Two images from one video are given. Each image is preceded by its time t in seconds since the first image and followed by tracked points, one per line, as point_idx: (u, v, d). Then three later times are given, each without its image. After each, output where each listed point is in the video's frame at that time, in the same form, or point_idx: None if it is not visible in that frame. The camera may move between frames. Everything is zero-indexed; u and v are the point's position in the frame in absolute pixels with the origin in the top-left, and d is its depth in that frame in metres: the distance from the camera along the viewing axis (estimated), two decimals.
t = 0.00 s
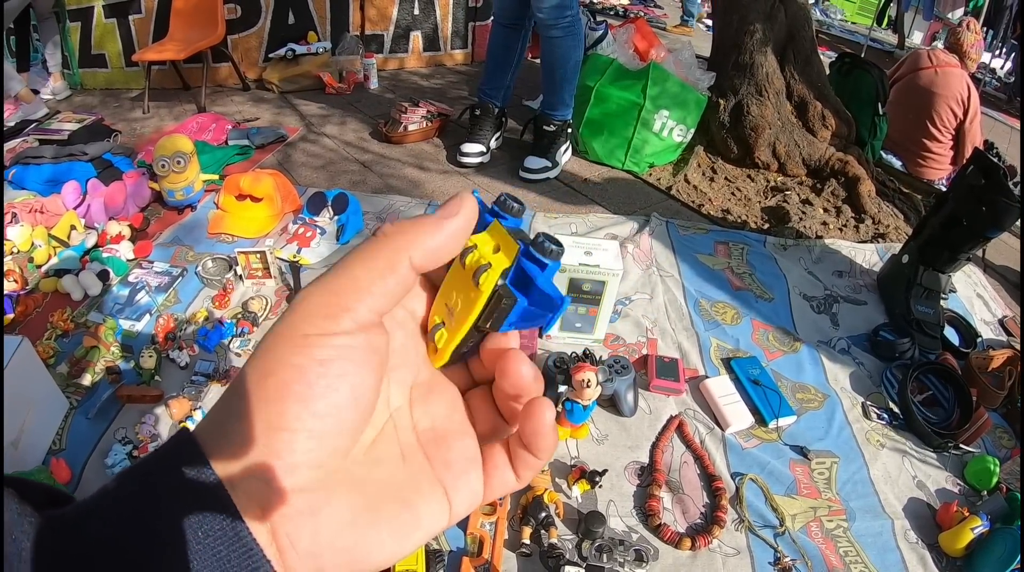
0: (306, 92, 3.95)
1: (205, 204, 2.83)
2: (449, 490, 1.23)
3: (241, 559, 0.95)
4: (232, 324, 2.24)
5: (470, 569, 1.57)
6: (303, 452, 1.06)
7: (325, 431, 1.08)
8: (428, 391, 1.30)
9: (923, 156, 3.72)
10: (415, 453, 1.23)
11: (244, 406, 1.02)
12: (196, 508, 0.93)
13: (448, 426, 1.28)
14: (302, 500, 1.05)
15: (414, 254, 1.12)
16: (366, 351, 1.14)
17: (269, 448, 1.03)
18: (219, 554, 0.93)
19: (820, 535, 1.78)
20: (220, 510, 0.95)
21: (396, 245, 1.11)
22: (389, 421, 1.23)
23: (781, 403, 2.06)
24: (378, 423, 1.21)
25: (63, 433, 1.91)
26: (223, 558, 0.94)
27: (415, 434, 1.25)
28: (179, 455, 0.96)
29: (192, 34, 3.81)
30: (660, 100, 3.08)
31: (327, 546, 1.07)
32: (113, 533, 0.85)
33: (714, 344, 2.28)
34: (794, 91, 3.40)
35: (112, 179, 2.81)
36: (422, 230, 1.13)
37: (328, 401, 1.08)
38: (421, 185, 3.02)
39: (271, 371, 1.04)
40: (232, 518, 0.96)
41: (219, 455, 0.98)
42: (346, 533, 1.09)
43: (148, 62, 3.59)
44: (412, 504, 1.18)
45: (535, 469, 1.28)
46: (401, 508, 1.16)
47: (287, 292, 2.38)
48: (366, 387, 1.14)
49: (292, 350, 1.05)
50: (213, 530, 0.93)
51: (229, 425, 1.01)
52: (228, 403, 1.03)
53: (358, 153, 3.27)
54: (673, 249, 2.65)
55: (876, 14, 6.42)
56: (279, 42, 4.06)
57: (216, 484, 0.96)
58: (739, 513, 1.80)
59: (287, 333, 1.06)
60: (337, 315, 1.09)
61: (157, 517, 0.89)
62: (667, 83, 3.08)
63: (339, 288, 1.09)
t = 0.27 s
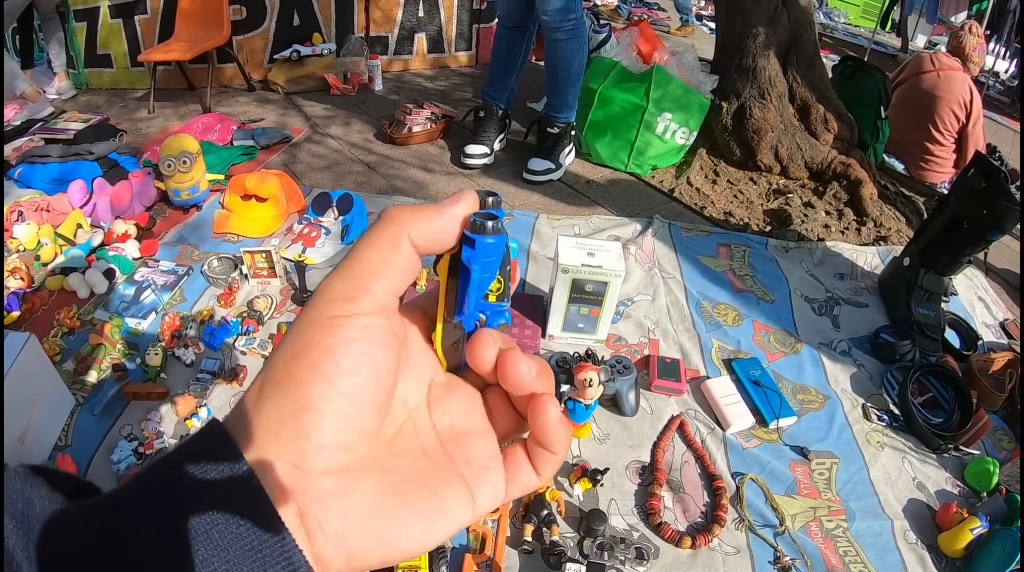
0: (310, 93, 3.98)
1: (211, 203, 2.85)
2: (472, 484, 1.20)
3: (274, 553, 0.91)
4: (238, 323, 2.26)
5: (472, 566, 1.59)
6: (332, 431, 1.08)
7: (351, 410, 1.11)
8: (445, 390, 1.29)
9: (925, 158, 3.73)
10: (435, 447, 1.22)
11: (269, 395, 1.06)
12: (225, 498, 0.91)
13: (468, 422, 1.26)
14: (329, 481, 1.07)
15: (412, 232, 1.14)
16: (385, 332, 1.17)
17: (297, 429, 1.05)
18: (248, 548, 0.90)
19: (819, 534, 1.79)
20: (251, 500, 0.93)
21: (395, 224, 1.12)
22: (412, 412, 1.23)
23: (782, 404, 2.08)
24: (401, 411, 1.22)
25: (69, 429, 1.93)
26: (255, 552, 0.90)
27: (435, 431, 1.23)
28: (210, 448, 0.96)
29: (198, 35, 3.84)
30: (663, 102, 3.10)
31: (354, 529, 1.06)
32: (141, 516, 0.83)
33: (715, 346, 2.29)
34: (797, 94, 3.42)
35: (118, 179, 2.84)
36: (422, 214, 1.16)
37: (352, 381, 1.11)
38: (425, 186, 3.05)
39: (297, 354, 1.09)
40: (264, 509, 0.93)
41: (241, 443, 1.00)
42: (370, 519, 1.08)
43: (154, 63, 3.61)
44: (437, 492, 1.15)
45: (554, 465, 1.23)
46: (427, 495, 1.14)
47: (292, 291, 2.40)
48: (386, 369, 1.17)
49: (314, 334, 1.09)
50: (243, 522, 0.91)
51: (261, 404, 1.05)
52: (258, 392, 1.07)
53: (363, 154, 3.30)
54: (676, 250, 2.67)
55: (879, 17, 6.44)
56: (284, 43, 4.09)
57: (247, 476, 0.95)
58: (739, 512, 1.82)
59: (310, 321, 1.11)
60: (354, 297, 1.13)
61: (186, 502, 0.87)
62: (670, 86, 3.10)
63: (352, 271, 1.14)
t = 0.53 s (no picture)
0: (314, 96, 4.00)
1: (214, 205, 2.87)
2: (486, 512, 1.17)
3: (283, 558, 0.89)
4: (240, 324, 2.28)
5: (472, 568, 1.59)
6: (341, 439, 1.09)
7: (362, 420, 1.12)
8: (464, 420, 1.28)
9: (927, 163, 3.74)
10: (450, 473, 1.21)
11: (283, 403, 1.09)
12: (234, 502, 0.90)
13: (486, 452, 1.25)
14: (338, 488, 1.05)
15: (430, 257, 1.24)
16: (396, 343, 1.22)
17: (307, 437, 1.06)
18: (257, 553, 0.88)
19: (818, 538, 1.80)
20: (259, 503, 0.91)
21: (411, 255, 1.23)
22: (425, 443, 1.23)
23: (782, 408, 2.08)
24: (415, 436, 1.22)
25: (72, 428, 1.94)
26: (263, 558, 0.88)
27: (451, 461, 1.23)
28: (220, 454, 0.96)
29: (203, 37, 3.85)
30: (665, 106, 3.11)
31: (362, 541, 1.02)
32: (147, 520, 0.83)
33: (716, 349, 2.30)
34: (799, 98, 3.43)
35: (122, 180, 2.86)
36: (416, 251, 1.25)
37: (360, 386, 1.13)
38: (428, 189, 3.06)
39: (310, 362, 1.13)
40: (271, 510, 0.91)
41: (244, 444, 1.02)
42: (376, 532, 1.04)
43: (158, 65, 3.63)
44: (448, 515, 1.12)
45: (571, 500, 1.20)
46: (438, 514, 1.11)
47: (295, 293, 2.41)
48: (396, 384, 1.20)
49: (327, 344, 1.15)
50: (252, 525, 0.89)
51: (272, 421, 1.08)
52: (271, 403, 1.11)
53: (366, 157, 3.31)
54: (677, 254, 2.67)
55: (883, 22, 6.45)
56: (289, 46, 4.11)
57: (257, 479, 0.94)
58: (739, 515, 1.82)
59: (324, 334, 1.17)
60: (364, 311, 1.19)
61: (194, 505, 0.86)
62: (672, 90, 3.11)
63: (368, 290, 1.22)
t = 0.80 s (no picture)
0: (316, 97, 4.00)
1: (215, 205, 2.87)
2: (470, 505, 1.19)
3: (273, 558, 0.88)
4: (240, 323, 2.27)
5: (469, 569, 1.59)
6: (331, 448, 1.11)
7: (352, 428, 1.13)
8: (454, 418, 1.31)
9: (930, 164, 3.72)
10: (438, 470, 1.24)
11: (277, 407, 1.10)
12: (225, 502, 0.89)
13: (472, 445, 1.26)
14: (325, 494, 1.09)
15: (433, 270, 1.12)
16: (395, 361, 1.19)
17: (298, 442, 1.08)
18: (247, 553, 0.87)
19: (820, 541, 1.78)
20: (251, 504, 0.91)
21: (415, 258, 1.11)
22: (416, 443, 1.25)
23: (783, 409, 2.07)
24: (408, 438, 1.25)
25: (72, 427, 1.94)
26: (254, 558, 0.87)
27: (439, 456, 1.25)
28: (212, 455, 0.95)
29: (205, 38, 3.86)
30: (667, 107, 3.10)
31: (344, 542, 1.07)
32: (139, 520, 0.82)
33: (718, 350, 2.29)
34: (802, 99, 3.42)
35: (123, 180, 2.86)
36: (439, 248, 1.13)
37: (356, 402, 1.14)
38: (429, 190, 3.06)
39: (305, 373, 1.12)
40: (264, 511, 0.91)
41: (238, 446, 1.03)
42: (359, 533, 1.09)
43: (160, 65, 3.64)
44: (429, 510, 1.16)
45: (547, 486, 1.17)
46: (421, 512, 1.15)
47: (295, 293, 2.41)
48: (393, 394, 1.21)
49: (324, 357, 1.12)
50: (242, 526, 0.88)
51: (266, 421, 1.09)
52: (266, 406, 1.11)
53: (368, 157, 3.32)
54: (678, 255, 2.67)
55: (886, 24, 6.43)
56: (291, 47, 4.12)
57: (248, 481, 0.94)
58: (739, 517, 1.81)
59: (320, 345, 1.13)
60: (366, 328, 1.14)
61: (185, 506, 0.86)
62: (674, 90, 3.10)
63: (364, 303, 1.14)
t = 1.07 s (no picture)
0: (321, 98, 4.01)
1: (220, 206, 2.88)
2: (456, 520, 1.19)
3: (270, 548, 0.93)
4: (245, 325, 2.28)
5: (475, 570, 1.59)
6: (332, 452, 1.11)
7: (354, 432, 1.13)
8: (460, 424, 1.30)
9: (935, 164, 3.71)
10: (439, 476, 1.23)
11: (281, 406, 1.11)
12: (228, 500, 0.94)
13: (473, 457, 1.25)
14: (324, 496, 1.09)
15: (452, 291, 1.20)
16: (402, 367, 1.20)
17: (299, 443, 1.08)
18: (250, 548, 0.93)
19: (825, 542, 1.78)
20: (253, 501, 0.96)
21: (440, 279, 1.20)
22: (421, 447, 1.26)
23: (789, 410, 2.07)
24: (411, 443, 1.23)
25: (78, 428, 1.95)
26: (256, 551, 0.93)
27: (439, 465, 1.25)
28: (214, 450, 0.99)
29: (210, 39, 3.87)
30: (671, 108, 3.11)
31: (339, 544, 1.08)
32: (146, 519, 0.87)
33: (723, 351, 2.29)
34: (806, 99, 3.41)
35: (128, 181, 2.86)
36: (466, 279, 1.22)
37: (360, 405, 1.13)
38: (433, 191, 3.06)
39: (310, 371, 1.12)
40: (261, 504, 0.96)
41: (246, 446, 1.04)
42: (354, 536, 1.09)
43: (165, 66, 3.65)
44: (425, 519, 1.16)
45: (532, 522, 1.17)
46: (413, 521, 1.15)
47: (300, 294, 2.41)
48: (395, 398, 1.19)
49: (332, 357, 1.13)
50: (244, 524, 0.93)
51: (272, 416, 1.09)
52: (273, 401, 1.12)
53: (373, 158, 3.32)
54: (683, 256, 2.67)
55: (890, 24, 6.43)
56: (295, 48, 4.13)
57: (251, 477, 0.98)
58: (745, 519, 1.81)
59: (328, 345, 1.14)
60: (377, 329, 1.16)
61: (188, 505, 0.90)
62: (679, 91, 3.10)
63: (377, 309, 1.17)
